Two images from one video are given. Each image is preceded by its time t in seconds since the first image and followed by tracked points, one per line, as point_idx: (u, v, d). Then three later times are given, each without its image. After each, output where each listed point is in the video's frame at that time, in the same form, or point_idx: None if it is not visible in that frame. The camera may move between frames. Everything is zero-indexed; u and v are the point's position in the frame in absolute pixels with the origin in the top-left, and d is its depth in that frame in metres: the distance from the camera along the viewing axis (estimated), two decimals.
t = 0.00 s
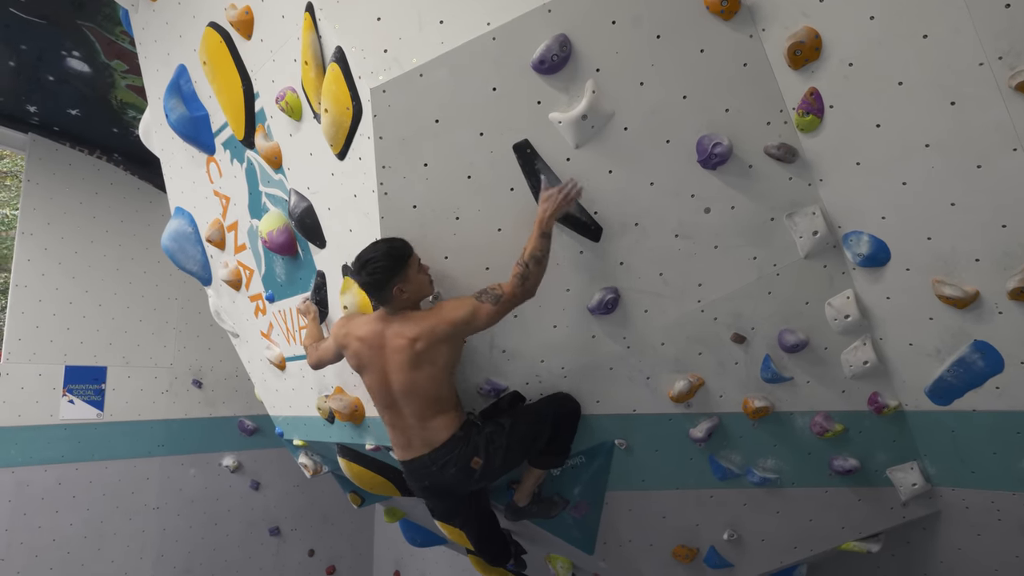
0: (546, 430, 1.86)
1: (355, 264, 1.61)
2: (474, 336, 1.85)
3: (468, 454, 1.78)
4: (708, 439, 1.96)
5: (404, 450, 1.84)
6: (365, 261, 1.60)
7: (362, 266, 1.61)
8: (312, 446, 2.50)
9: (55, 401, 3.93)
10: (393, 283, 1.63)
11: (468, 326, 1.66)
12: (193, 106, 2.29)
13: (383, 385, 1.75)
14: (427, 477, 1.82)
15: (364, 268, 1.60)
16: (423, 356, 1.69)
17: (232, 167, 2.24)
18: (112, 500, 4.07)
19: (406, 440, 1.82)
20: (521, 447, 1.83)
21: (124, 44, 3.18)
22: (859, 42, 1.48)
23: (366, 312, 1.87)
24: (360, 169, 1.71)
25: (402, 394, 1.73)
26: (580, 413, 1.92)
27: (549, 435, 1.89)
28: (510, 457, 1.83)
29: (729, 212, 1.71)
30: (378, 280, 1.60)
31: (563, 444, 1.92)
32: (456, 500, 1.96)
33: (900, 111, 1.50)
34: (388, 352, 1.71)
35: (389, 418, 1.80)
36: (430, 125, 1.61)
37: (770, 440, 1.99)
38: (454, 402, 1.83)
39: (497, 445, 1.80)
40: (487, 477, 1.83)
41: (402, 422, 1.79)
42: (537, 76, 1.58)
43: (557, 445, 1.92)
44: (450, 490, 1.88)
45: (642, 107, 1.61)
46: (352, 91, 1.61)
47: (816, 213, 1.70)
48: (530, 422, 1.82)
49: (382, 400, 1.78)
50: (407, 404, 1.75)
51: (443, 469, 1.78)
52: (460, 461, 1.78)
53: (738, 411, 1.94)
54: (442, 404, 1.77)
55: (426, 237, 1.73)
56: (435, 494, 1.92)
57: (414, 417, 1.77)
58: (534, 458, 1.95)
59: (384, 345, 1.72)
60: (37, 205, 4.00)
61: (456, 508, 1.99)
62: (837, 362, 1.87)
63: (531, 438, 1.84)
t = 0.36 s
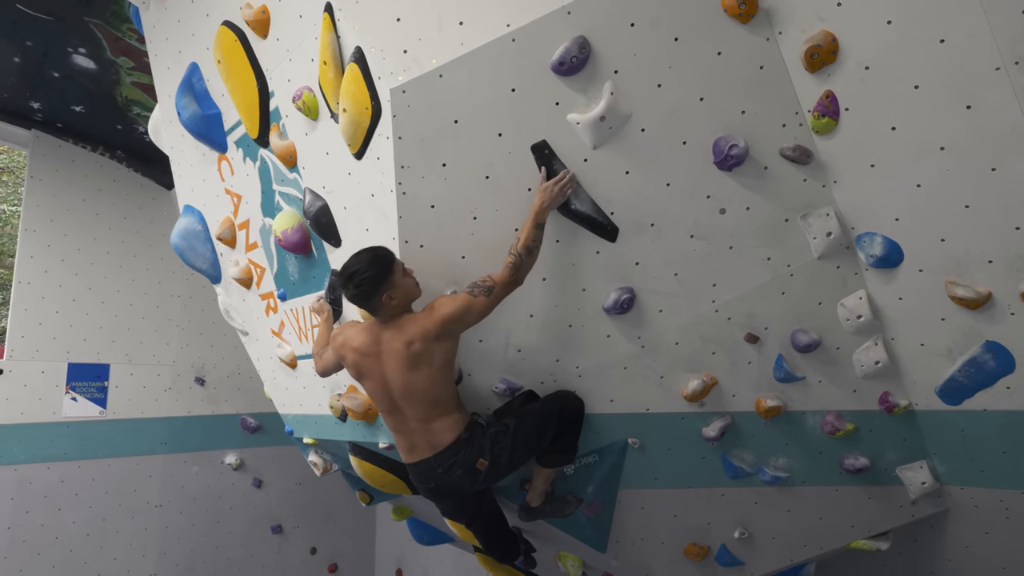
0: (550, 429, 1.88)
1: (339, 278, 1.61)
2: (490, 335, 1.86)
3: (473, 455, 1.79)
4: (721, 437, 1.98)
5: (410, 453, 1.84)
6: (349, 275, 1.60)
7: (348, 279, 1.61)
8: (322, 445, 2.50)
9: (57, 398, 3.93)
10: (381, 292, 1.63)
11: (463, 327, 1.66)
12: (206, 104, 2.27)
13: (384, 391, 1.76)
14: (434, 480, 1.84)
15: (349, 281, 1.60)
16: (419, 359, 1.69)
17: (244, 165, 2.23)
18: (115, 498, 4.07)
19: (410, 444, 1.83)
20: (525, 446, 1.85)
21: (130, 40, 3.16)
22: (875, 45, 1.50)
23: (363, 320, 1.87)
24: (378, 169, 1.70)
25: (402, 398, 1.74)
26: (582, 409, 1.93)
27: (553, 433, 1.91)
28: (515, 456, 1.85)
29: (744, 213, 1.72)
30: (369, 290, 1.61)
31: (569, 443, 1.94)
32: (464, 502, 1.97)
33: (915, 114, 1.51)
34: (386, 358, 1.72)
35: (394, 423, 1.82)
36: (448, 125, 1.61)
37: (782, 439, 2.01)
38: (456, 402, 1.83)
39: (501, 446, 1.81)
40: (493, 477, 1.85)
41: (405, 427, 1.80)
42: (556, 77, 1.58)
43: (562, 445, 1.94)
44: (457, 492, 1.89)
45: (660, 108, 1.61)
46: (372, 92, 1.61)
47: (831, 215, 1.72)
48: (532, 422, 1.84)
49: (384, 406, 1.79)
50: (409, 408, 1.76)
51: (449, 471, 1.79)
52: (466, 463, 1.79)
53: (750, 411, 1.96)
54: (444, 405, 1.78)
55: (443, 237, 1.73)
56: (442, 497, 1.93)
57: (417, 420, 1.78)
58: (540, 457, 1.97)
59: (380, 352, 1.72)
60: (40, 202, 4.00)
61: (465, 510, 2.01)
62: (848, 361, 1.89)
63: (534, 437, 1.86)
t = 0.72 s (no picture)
0: (574, 425, 1.88)
1: (365, 271, 1.62)
2: (518, 333, 1.86)
3: (497, 451, 1.79)
4: (744, 433, 2.00)
5: (434, 449, 1.84)
6: (375, 268, 1.61)
7: (374, 271, 1.61)
8: (342, 442, 2.50)
9: (64, 396, 3.90)
10: (408, 284, 1.63)
11: (489, 320, 1.66)
12: (225, 100, 2.26)
13: (410, 385, 1.76)
14: (457, 477, 1.83)
15: (375, 275, 1.61)
16: (445, 353, 1.69)
17: (265, 162, 2.22)
18: (122, 496, 4.05)
19: (435, 439, 1.82)
20: (548, 443, 1.85)
21: (141, 35, 3.14)
22: (907, 45, 1.51)
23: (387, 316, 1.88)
24: (409, 166, 1.70)
25: (428, 393, 1.74)
26: (605, 406, 1.93)
27: (576, 430, 1.91)
28: (539, 452, 1.85)
29: (772, 211, 1.73)
30: (394, 283, 1.61)
31: (593, 442, 1.95)
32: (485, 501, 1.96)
33: (945, 113, 1.53)
34: (412, 352, 1.72)
35: (419, 418, 1.81)
36: (481, 123, 1.61)
37: (804, 435, 2.03)
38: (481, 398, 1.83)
39: (525, 443, 1.82)
40: (516, 473, 1.85)
41: (431, 421, 1.80)
42: (589, 75, 1.59)
43: (585, 442, 1.95)
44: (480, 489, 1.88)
45: (692, 107, 1.62)
46: (404, 89, 1.61)
47: (858, 213, 1.73)
48: (556, 419, 1.84)
49: (410, 400, 1.79)
50: (435, 402, 1.76)
51: (473, 467, 1.79)
52: (490, 459, 1.79)
53: (774, 407, 1.98)
54: (469, 400, 1.77)
55: (474, 235, 1.72)
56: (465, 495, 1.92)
57: (443, 415, 1.77)
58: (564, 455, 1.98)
59: (406, 346, 1.73)
60: (46, 197, 3.97)
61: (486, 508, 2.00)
62: (872, 358, 1.91)
63: (557, 433, 1.86)
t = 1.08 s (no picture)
0: (575, 419, 1.90)
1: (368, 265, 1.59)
2: (526, 331, 1.88)
3: (500, 441, 1.80)
4: (745, 430, 2.05)
5: (437, 440, 1.84)
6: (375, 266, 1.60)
7: (379, 265, 1.60)
8: (340, 442, 2.47)
9: (42, 398, 3.80)
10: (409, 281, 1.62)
11: (493, 310, 1.67)
12: (227, 96, 2.24)
13: (415, 378, 1.75)
14: (460, 468, 1.84)
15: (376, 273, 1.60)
16: (450, 344, 1.69)
17: (267, 159, 2.20)
18: (102, 500, 3.95)
19: (439, 431, 1.83)
20: (550, 435, 1.87)
21: (131, 30, 3.08)
22: (909, 54, 1.57)
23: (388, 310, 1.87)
24: (421, 164, 1.70)
25: (433, 384, 1.74)
26: (605, 403, 1.95)
27: (577, 424, 1.92)
28: (541, 444, 1.87)
29: (776, 212, 1.78)
30: (400, 277, 1.60)
31: (595, 437, 1.96)
32: (485, 492, 1.97)
33: (943, 120, 1.60)
34: (416, 345, 1.71)
35: (423, 410, 1.81)
36: (495, 123, 1.62)
37: (802, 431, 2.08)
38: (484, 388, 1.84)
39: (527, 434, 1.84)
40: (518, 463, 1.86)
41: (435, 413, 1.80)
42: (603, 77, 1.61)
43: (585, 438, 1.95)
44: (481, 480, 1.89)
45: (701, 110, 1.66)
46: (419, 87, 1.62)
47: (857, 215, 1.79)
48: (558, 411, 1.87)
49: (414, 393, 1.78)
50: (440, 394, 1.76)
51: (476, 458, 1.80)
52: (493, 450, 1.80)
53: (774, 404, 2.03)
54: (474, 390, 1.78)
55: (485, 233, 1.73)
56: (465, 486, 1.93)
57: (448, 407, 1.78)
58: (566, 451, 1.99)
59: (410, 339, 1.72)
60: (25, 193, 3.87)
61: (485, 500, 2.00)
62: (867, 356, 1.97)
63: (558, 426, 1.88)
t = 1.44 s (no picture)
0: (558, 413, 1.91)
1: (354, 244, 1.56)
2: (511, 326, 1.88)
3: (484, 432, 1.79)
4: (722, 424, 2.09)
5: (421, 430, 1.81)
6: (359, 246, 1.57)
7: (364, 247, 1.56)
8: (317, 439, 2.42)
9: None
10: (393, 260, 1.60)
11: (478, 295, 1.64)
12: (205, 88, 2.16)
13: (398, 368, 1.70)
14: (442, 458, 1.81)
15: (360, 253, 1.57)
16: (434, 332, 1.65)
17: (246, 152, 2.14)
18: (60, 502, 3.80)
19: (423, 421, 1.79)
20: (533, 426, 1.87)
21: (98, 18, 2.98)
22: (888, 59, 1.62)
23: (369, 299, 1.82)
24: (409, 159, 1.68)
25: (417, 374, 1.70)
26: (587, 399, 1.97)
27: (559, 418, 1.94)
28: (524, 435, 1.86)
29: (756, 212, 1.82)
30: (386, 256, 1.57)
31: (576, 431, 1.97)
32: (466, 484, 1.94)
33: (920, 124, 1.64)
34: (398, 334, 1.66)
35: (406, 400, 1.77)
36: (484, 118, 1.61)
37: (777, 425, 2.13)
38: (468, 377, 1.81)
39: (510, 424, 1.82)
40: (501, 454, 1.85)
41: (419, 402, 1.76)
42: (592, 75, 1.62)
43: (566, 431, 1.96)
44: (463, 470, 1.87)
45: (686, 110, 1.68)
46: (409, 82, 1.59)
47: (833, 214, 1.84)
48: (541, 403, 1.87)
49: (398, 382, 1.74)
50: (424, 383, 1.72)
51: (459, 448, 1.77)
52: (477, 440, 1.78)
53: (750, 399, 2.07)
54: (458, 378, 1.75)
55: (473, 228, 1.72)
56: (446, 476, 1.90)
57: (432, 396, 1.74)
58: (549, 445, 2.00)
59: (392, 328, 1.66)
60: None
61: (465, 492, 1.98)
62: (840, 352, 2.03)
63: (541, 417, 1.88)
